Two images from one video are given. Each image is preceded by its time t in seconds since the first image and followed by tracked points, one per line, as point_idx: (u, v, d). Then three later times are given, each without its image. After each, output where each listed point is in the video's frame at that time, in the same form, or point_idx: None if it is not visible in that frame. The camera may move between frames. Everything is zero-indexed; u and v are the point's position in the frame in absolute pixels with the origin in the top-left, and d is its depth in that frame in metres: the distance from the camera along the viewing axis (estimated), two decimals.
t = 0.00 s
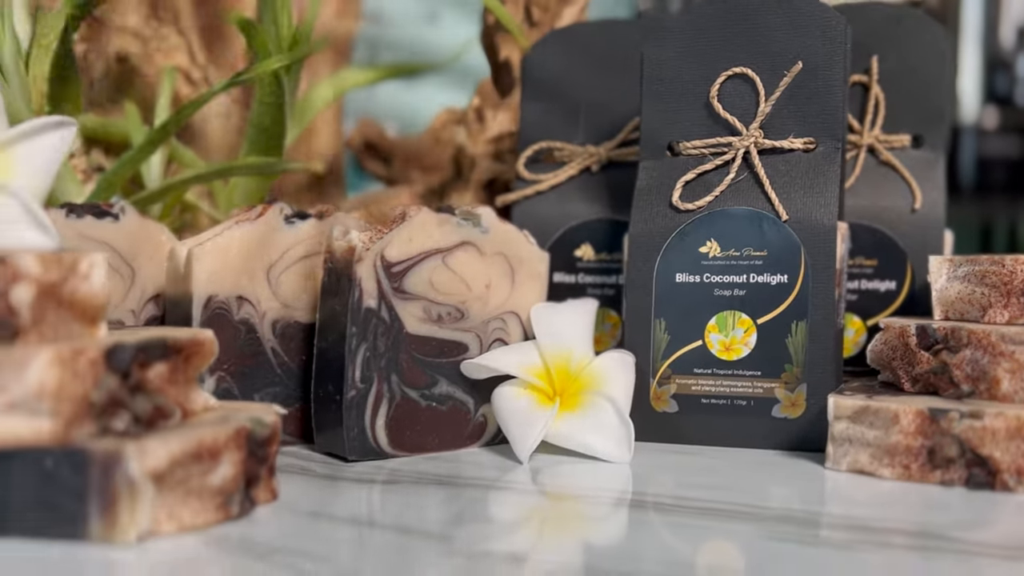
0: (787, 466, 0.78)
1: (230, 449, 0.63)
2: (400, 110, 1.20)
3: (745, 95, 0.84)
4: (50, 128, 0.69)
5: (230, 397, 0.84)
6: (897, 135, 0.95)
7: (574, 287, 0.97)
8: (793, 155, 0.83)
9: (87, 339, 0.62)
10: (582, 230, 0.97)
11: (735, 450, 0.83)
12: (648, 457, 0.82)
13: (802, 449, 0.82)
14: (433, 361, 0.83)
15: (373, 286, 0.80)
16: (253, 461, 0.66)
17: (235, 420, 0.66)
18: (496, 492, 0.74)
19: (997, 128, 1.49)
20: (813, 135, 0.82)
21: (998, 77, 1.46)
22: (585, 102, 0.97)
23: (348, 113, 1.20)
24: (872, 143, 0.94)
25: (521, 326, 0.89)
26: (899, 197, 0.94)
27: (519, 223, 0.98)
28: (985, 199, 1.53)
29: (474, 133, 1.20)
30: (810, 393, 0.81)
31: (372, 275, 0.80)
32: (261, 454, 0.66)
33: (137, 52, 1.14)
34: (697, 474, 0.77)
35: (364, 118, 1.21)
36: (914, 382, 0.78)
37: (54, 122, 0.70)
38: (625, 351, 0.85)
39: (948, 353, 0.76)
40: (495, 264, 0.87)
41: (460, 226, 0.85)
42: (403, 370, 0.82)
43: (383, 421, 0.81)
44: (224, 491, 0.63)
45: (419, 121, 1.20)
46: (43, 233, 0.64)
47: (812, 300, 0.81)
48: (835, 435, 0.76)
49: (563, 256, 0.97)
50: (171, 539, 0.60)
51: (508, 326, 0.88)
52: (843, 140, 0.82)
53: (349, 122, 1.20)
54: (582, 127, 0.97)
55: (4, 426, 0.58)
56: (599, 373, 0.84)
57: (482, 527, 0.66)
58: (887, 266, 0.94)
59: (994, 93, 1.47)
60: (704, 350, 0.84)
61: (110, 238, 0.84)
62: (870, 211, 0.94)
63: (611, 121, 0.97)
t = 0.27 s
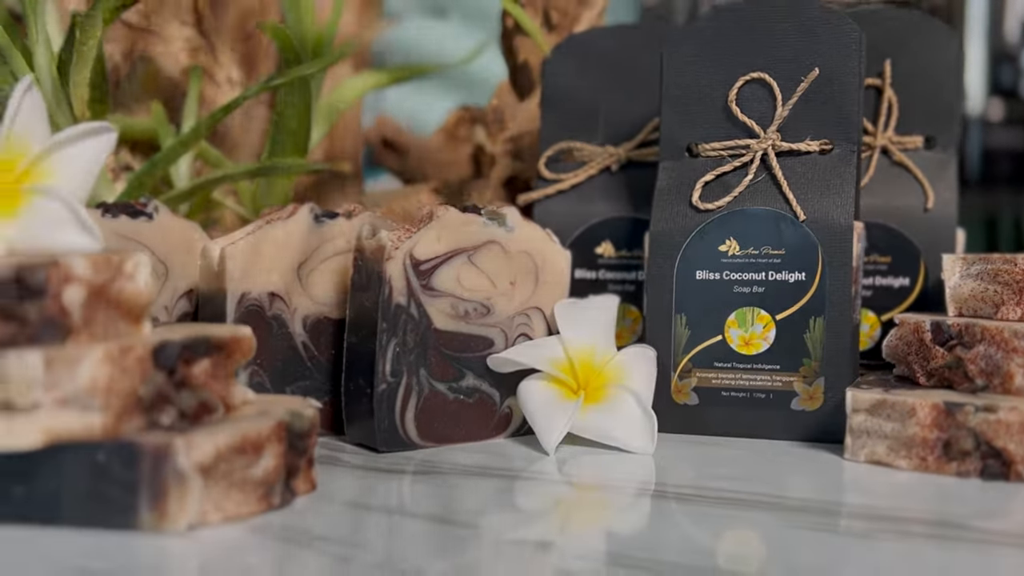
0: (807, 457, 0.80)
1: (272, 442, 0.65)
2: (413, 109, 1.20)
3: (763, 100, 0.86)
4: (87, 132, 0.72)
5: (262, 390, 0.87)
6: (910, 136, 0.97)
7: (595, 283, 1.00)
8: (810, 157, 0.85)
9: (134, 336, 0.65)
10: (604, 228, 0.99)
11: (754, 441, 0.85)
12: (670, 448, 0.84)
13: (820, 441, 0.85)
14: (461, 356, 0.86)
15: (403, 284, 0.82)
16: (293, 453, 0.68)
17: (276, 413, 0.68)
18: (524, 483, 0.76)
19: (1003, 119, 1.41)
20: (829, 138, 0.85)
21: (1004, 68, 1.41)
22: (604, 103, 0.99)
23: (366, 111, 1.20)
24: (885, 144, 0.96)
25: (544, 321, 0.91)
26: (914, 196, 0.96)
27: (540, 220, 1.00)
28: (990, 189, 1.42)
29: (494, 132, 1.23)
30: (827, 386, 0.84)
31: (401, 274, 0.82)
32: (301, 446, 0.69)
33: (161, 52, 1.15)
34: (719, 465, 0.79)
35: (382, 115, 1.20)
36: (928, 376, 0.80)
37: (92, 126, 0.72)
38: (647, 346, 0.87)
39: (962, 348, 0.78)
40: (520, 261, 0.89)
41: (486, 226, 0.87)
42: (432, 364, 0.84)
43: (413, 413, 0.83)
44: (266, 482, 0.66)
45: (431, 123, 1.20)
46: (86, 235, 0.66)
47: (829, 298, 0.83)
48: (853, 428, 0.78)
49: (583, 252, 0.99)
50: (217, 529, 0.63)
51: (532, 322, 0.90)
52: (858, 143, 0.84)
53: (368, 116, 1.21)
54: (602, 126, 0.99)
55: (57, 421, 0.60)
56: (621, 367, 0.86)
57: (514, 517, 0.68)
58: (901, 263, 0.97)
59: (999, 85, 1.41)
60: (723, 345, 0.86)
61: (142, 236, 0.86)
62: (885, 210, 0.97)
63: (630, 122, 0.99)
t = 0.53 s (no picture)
0: (822, 453, 0.83)
1: (309, 442, 0.68)
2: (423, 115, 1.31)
3: (775, 111, 0.89)
4: (125, 144, 0.73)
5: (292, 387, 0.90)
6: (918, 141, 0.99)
7: (612, 282, 1.02)
8: (821, 164, 0.87)
9: (175, 341, 0.68)
10: (621, 229, 1.01)
11: (771, 437, 0.88)
12: (689, 443, 0.86)
13: (835, 435, 0.87)
14: (484, 353, 0.88)
15: (429, 286, 0.84)
16: (329, 452, 0.71)
17: (311, 413, 0.71)
18: (549, 477, 0.79)
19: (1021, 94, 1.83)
20: (841, 146, 0.87)
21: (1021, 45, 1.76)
22: (620, 108, 1.02)
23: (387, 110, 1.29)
24: (894, 150, 0.98)
25: (564, 321, 0.94)
26: (922, 200, 0.98)
27: (559, 221, 1.03)
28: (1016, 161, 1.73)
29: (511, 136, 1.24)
30: (842, 384, 0.86)
31: (427, 277, 0.84)
32: (335, 444, 0.71)
33: (185, 59, 1.17)
34: (738, 459, 0.82)
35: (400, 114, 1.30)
36: (939, 375, 0.82)
37: (130, 139, 0.73)
38: (665, 343, 0.90)
39: (972, 349, 0.80)
40: (541, 263, 0.91)
41: (508, 229, 0.89)
42: (457, 363, 0.87)
43: (440, 410, 0.86)
44: (303, 479, 0.68)
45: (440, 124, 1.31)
46: (126, 245, 0.68)
47: (842, 300, 0.86)
48: (867, 425, 0.80)
49: (601, 252, 1.02)
50: (258, 525, 0.66)
51: (553, 322, 0.93)
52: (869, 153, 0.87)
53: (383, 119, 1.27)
54: (619, 130, 1.02)
55: (103, 423, 0.63)
56: (641, 363, 0.89)
57: (540, 511, 0.71)
58: (911, 263, 0.99)
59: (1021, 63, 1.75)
60: (740, 343, 0.88)
61: (175, 238, 0.88)
62: (894, 213, 0.99)
63: (645, 126, 1.01)
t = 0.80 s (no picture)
0: (832, 452, 0.85)
1: (340, 446, 0.71)
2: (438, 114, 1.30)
3: (781, 123, 0.91)
4: (160, 157, 0.75)
5: (316, 390, 0.93)
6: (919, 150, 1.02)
7: (624, 286, 1.04)
8: (827, 173, 0.90)
9: (209, 349, 0.70)
10: (633, 235, 1.04)
11: (782, 437, 0.90)
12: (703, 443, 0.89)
13: (844, 436, 0.90)
14: (503, 357, 0.91)
15: (449, 292, 0.87)
16: (359, 455, 0.74)
17: (339, 418, 0.73)
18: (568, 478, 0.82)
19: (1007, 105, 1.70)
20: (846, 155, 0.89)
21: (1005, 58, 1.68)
22: (630, 117, 1.05)
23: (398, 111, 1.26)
24: (896, 158, 1.01)
25: (579, 324, 0.96)
26: (923, 206, 1.01)
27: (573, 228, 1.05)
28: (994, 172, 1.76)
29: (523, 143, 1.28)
30: (850, 386, 0.89)
31: (447, 283, 0.87)
32: (363, 447, 0.74)
33: (200, 64, 1.18)
34: (751, 459, 0.84)
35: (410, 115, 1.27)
36: (943, 377, 0.85)
37: (165, 152, 0.76)
38: (677, 347, 0.92)
39: (975, 352, 0.83)
40: (557, 269, 0.94)
41: (525, 237, 0.92)
42: (477, 366, 0.89)
43: (461, 412, 0.89)
44: (333, 482, 0.71)
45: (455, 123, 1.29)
46: (159, 255, 0.72)
47: (848, 305, 0.89)
48: (876, 426, 0.83)
49: (614, 257, 1.04)
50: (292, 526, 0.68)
51: (570, 326, 0.96)
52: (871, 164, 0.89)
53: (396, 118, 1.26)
54: (629, 138, 1.05)
55: (145, 429, 0.65)
56: (655, 366, 0.92)
57: (561, 510, 0.73)
58: (915, 267, 1.02)
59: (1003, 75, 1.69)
60: (750, 346, 0.91)
61: (201, 246, 0.90)
62: (897, 219, 1.01)
63: (655, 134, 1.04)
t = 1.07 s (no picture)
0: (837, 451, 0.89)
1: (370, 446, 0.74)
2: (445, 120, 1.33)
3: (786, 133, 0.94)
4: (192, 173, 0.78)
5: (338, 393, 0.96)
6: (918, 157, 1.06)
7: (634, 290, 1.08)
8: (830, 182, 0.93)
9: (243, 354, 0.73)
10: (643, 241, 1.07)
11: (788, 437, 0.94)
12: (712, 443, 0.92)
13: (848, 435, 0.93)
14: (519, 359, 0.94)
15: (467, 297, 0.90)
16: (386, 456, 0.77)
17: (367, 420, 0.77)
18: (584, 477, 0.85)
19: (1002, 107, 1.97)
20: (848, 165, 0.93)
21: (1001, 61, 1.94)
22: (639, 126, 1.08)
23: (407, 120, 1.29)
24: (897, 165, 1.04)
25: (591, 328, 1.00)
26: (923, 212, 1.05)
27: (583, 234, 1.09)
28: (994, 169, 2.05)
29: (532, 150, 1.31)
30: (854, 387, 0.92)
31: (466, 289, 0.90)
32: (391, 447, 0.77)
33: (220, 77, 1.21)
34: (760, 459, 0.88)
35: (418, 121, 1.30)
36: (944, 379, 0.88)
37: (196, 168, 0.78)
38: (686, 349, 0.96)
39: (975, 355, 0.86)
40: (569, 274, 0.97)
41: (539, 244, 0.95)
42: (494, 369, 0.92)
43: (479, 413, 0.92)
44: (364, 481, 0.74)
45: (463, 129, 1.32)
46: (195, 264, 0.75)
47: (852, 309, 0.92)
48: (879, 426, 0.86)
49: (624, 262, 1.08)
50: (326, 524, 0.71)
51: (582, 330, 0.99)
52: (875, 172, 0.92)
53: (404, 125, 1.30)
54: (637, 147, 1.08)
55: (186, 432, 0.68)
56: (664, 368, 0.95)
57: (581, 508, 0.77)
58: (916, 271, 1.05)
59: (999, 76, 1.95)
60: (757, 350, 0.95)
61: (227, 254, 0.93)
62: (898, 225, 1.05)
63: (663, 143, 1.07)
